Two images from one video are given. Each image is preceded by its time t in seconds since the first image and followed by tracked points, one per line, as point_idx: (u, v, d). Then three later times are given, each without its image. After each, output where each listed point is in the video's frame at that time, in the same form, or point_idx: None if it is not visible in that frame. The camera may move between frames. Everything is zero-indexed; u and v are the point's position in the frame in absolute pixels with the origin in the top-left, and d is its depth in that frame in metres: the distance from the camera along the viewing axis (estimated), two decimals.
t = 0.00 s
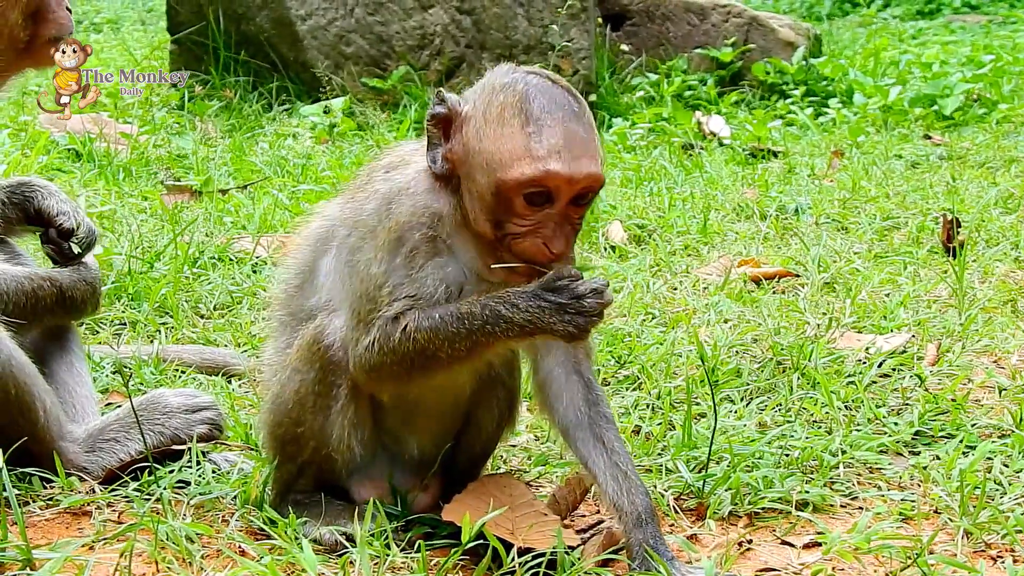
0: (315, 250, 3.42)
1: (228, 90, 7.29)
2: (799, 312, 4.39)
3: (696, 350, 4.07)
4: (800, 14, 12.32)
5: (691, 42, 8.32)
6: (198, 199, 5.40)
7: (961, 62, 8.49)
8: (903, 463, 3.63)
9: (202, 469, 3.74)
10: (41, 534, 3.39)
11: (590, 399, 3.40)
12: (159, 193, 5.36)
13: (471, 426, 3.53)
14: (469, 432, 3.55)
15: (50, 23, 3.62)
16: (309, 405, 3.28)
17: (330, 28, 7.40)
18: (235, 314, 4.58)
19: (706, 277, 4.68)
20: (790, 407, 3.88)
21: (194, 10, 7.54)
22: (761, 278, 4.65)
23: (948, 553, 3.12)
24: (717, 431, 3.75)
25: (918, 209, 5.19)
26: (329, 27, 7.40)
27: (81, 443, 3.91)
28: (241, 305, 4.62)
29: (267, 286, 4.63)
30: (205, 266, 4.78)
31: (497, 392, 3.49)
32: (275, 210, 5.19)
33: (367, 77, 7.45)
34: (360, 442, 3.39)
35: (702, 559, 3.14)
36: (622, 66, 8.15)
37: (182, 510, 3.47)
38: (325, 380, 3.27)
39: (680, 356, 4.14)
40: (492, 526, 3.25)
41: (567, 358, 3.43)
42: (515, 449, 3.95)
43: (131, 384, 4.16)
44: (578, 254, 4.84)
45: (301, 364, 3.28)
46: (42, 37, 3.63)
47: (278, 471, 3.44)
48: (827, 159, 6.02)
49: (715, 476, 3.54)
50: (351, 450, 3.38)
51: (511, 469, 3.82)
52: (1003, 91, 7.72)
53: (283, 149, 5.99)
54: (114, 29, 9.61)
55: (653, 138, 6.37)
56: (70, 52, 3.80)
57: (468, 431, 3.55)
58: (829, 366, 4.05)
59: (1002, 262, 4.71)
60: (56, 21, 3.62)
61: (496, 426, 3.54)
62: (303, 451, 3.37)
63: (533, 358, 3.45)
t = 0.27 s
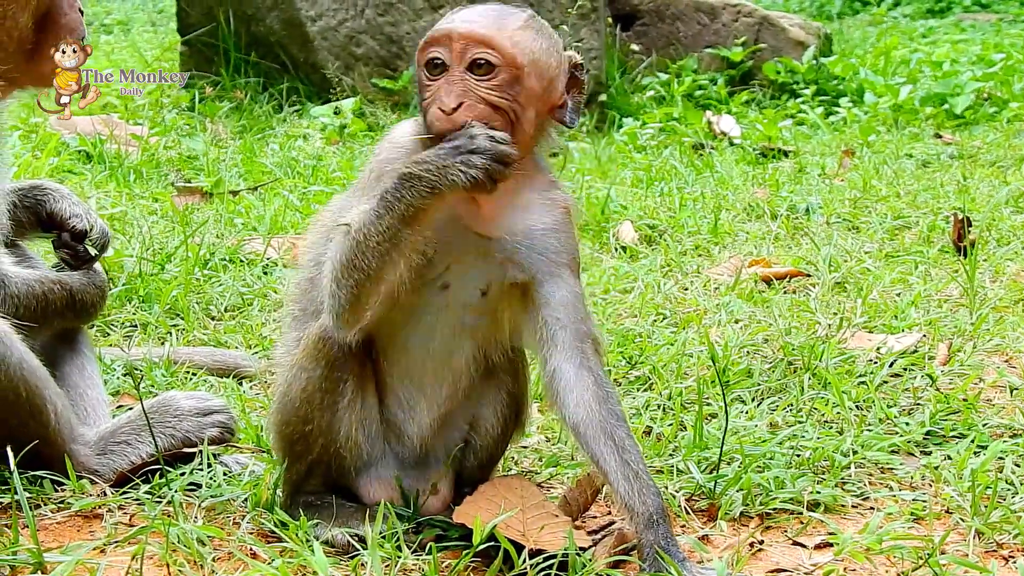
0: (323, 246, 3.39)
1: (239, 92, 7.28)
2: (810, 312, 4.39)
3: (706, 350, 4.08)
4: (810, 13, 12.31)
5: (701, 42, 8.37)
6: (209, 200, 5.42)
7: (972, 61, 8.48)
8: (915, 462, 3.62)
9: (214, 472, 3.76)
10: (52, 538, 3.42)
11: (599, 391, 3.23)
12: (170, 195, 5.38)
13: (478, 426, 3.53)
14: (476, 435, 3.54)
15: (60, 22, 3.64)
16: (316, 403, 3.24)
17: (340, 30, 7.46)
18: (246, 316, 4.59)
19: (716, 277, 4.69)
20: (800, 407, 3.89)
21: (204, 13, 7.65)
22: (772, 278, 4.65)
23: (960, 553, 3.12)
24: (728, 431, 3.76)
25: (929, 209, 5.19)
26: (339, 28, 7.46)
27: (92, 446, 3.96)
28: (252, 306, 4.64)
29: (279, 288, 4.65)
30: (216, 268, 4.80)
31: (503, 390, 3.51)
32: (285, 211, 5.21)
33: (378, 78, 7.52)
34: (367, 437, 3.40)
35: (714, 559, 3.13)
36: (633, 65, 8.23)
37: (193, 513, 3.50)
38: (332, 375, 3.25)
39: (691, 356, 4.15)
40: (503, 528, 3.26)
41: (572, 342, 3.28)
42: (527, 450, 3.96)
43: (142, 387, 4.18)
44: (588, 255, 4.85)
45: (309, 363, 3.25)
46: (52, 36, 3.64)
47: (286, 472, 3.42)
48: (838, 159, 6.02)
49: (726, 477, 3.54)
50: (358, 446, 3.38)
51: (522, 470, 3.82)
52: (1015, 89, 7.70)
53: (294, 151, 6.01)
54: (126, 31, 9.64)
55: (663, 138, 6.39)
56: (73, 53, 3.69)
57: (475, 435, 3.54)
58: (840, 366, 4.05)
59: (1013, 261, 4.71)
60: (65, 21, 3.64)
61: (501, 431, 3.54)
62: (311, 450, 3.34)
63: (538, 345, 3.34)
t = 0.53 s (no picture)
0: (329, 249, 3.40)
1: (246, 91, 7.31)
2: (818, 313, 4.39)
3: (715, 352, 4.09)
4: (817, 11, 12.30)
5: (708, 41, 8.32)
6: (217, 201, 5.42)
7: (981, 57, 8.46)
8: (923, 465, 3.62)
9: (222, 475, 3.76)
10: (59, 542, 3.43)
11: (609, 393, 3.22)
12: (178, 195, 5.39)
13: (487, 427, 3.51)
14: (486, 436, 3.52)
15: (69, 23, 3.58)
16: (325, 403, 3.23)
17: (347, 28, 7.44)
18: (253, 317, 4.60)
19: (724, 278, 4.69)
20: (809, 409, 3.89)
21: (211, 11, 7.67)
22: (780, 279, 4.66)
23: (969, 558, 3.10)
24: (737, 434, 3.76)
25: (937, 208, 5.19)
26: (347, 27, 7.43)
27: (101, 449, 3.95)
28: (260, 307, 4.65)
29: (287, 289, 4.67)
30: (224, 269, 4.81)
31: (512, 390, 3.48)
32: (293, 211, 5.23)
33: (385, 77, 7.47)
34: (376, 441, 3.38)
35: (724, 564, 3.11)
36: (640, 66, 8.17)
37: (202, 517, 3.50)
38: (339, 375, 3.24)
39: (699, 358, 4.15)
40: (511, 533, 3.25)
41: (581, 344, 3.27)
42: (535, 453, 3.96)
43: (151, 389, 4.19)
44: (596, 256, 4.85)
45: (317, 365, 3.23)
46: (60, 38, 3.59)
47: (295, 476, 3.41)
48: (846, 157, 6.01)
49: (735, 481, 3.53)
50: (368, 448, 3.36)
51: (530, 474, 3.82)
52: None
53: (302, 150, 6.01)
54: (133, 29, 9.65)
55: (671, 137, 6.40)
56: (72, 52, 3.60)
57: (484, 435, 3.51)
58: (848, 368, 4.06)
59: (1022, 261, 4.70)
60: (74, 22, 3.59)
61: (511, 431, 3.50)
62: (320, 451, 3.32)
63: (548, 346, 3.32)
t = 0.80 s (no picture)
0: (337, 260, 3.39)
1: (252, 99, 7.38)
2: (825, 322, 4.41)
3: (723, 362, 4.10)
4: (821, 16, 12.34)
5: (712, 47, 8.47)
6: (224, 209, 5.44)
7: (985, 63, 8.47)
8: (933, 476, 3.61)
9: (231, 486, 3.76)
10: (69, 552, 3.42)
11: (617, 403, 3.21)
12: (184, 204, 5.40)
13: (496, 439, 3.49)
14: (496, 448, 3.50)
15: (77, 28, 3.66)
16: (334, 414, 3.21)
17: (352, 36, 7.51)
18: (261, 326, 4.62)
19: (731, 287, 4.72)
20: (818, 419, 3.89)
21: (216, 18, 7.69)
22: (787, 288, 4.68)
23: (980, 569, 3.09)
24: (746, 444, 3.76)
25: (944, 216, 5.21)
26: (353, 34, 7.51)
27: (109, 460, 3.94)
28: (267, 317, 4.66)
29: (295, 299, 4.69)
30: (231, 279, 4.82)
31: (522, 400, 3.47)
32: (300, 220, 5.26)
33: (390, 84, 7.54)
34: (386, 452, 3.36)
35: None
36: (645, 72, 8.25)
37: (212, 527, 3.50)
38: (348, 386, 3.23)
39: (707, 368, 4.17)
40: (521, 545, 3.26)
41: (589, 355, 3.26)
42: (544, 464, 3.96)
43: (159, 400, 4.20)
44: (603, 266, 4.88)
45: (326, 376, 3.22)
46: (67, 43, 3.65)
47: (304, 487, 3.38)
48: (851, 165, 6.03)
49: (745, 492, 3.51)
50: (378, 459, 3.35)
51: (539, 484, 3.82)
52: None
53: (307, 158, 6.03)
54: (138, 36, 9.68)
55: (676, 144, 6.44)
56: (74, 52, 3.66)
57: (494, 446, 3.49)
58: (856, 378, 4.07)
59: None
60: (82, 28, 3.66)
61: (520, 442, 3.49)
62: (330, 463, 3.30)
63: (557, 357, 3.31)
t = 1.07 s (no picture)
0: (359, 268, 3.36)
1: (263, 112, 7.44)
2: (839, 334, 4.41)
3: (737, 374, 4.10)
4: (832, 28, 12.36)
5: (724, 59, 8.57)
6: (236, 222, 5.45)
7: (996, 75, 8.47)
8: (947, 486, 3.60)
9: (245, 498, 3.76)
10: (83, 565, 3.41)
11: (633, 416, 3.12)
12: (197, 217, 5.41)
13: (513, 452, 3.44)
14: (512, 462, 3.45)
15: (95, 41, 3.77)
16: (353, 426, 3.21)
17: (364, 49, 7.55)
18: (274, 339, 4.63)
19: (744, 298, 4.72)
20: (832, 430, 3.88)
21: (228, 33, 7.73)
22: (800, 299, 4.68)
23: None
24: (760, 455, 3.75)
25: (956, 227, 5.21)
26: (364, 48, 7.55)
27: (123, 472, 3.94)
28: (280, 329, 4.67)
29: (308, 312, 4.71)
30: (244, 292, 4.84)
31: (539, 413, 3.42)
32: (312, 233, 5.27)
33: (402, 98, 7.52)
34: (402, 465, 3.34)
35: None
36: (656, 86, 8.18)
37: (226, 540, 3.49)
38: (364, 398, 3.21)
39: (721, 379, 4.17)
40: (537, 557, 3.25)
41: (605, 367, 3.15)
42: (557, 476, 3.95)
43: (173, 413, 4.20)
44: (615, 277, 4.88)
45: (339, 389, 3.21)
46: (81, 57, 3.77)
47: (321, 497, 3.38)
48: (864, 177, 6.03)
49: (759, 502, 3.50)
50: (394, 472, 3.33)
51: (553, 496, 3.82)
52: None
53: (319, 171, 6.05)
54: (150, 50, 9.73)
55: (688, 157, 6.44)
56: (73, 53, 3.76)
57: (510, 461, 3.45)
58: (870, 389, 4.07)
59: None
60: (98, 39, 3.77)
61: (537, 457, 3.44)
62: (347, 474, 3.30)
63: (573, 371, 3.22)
